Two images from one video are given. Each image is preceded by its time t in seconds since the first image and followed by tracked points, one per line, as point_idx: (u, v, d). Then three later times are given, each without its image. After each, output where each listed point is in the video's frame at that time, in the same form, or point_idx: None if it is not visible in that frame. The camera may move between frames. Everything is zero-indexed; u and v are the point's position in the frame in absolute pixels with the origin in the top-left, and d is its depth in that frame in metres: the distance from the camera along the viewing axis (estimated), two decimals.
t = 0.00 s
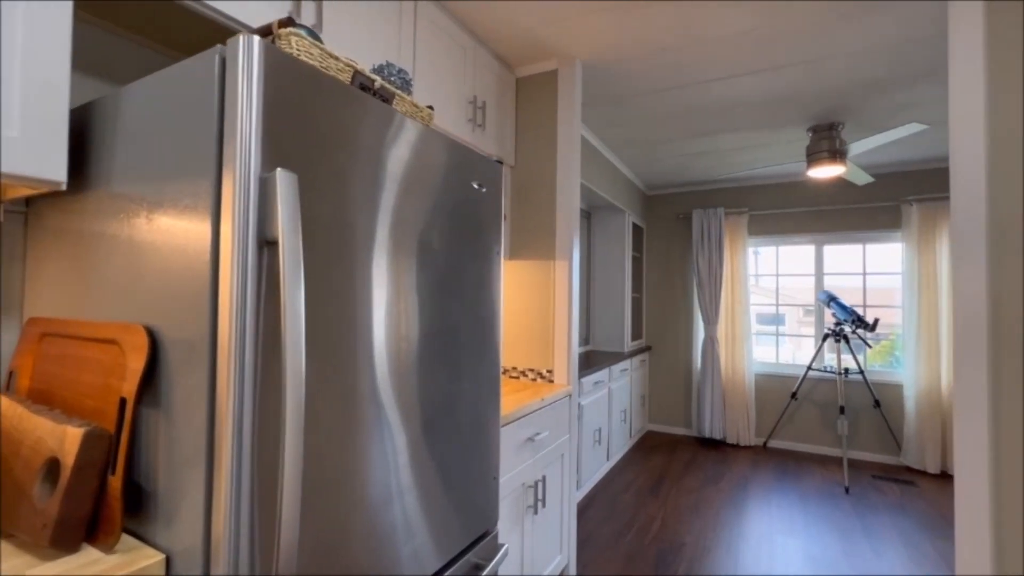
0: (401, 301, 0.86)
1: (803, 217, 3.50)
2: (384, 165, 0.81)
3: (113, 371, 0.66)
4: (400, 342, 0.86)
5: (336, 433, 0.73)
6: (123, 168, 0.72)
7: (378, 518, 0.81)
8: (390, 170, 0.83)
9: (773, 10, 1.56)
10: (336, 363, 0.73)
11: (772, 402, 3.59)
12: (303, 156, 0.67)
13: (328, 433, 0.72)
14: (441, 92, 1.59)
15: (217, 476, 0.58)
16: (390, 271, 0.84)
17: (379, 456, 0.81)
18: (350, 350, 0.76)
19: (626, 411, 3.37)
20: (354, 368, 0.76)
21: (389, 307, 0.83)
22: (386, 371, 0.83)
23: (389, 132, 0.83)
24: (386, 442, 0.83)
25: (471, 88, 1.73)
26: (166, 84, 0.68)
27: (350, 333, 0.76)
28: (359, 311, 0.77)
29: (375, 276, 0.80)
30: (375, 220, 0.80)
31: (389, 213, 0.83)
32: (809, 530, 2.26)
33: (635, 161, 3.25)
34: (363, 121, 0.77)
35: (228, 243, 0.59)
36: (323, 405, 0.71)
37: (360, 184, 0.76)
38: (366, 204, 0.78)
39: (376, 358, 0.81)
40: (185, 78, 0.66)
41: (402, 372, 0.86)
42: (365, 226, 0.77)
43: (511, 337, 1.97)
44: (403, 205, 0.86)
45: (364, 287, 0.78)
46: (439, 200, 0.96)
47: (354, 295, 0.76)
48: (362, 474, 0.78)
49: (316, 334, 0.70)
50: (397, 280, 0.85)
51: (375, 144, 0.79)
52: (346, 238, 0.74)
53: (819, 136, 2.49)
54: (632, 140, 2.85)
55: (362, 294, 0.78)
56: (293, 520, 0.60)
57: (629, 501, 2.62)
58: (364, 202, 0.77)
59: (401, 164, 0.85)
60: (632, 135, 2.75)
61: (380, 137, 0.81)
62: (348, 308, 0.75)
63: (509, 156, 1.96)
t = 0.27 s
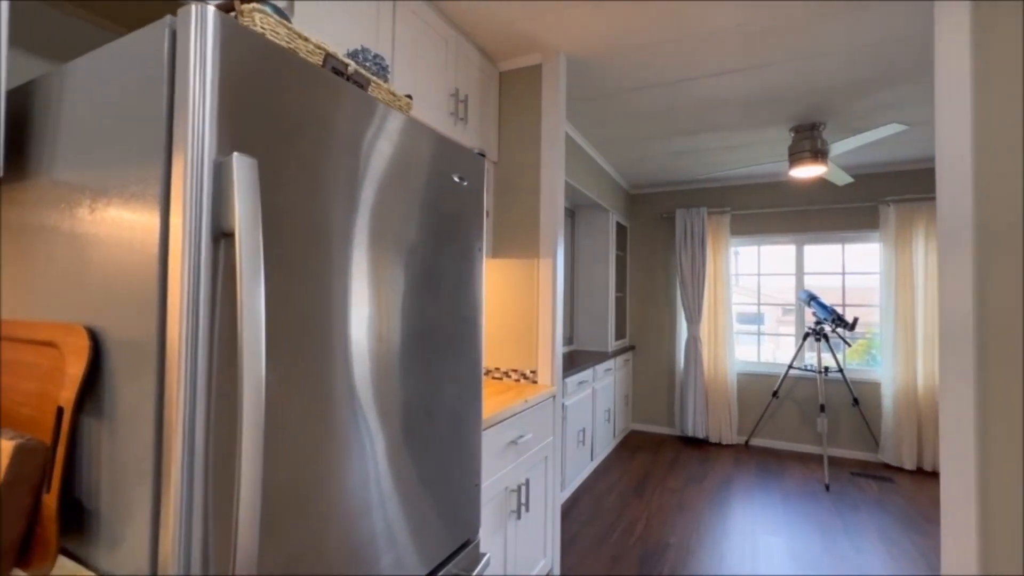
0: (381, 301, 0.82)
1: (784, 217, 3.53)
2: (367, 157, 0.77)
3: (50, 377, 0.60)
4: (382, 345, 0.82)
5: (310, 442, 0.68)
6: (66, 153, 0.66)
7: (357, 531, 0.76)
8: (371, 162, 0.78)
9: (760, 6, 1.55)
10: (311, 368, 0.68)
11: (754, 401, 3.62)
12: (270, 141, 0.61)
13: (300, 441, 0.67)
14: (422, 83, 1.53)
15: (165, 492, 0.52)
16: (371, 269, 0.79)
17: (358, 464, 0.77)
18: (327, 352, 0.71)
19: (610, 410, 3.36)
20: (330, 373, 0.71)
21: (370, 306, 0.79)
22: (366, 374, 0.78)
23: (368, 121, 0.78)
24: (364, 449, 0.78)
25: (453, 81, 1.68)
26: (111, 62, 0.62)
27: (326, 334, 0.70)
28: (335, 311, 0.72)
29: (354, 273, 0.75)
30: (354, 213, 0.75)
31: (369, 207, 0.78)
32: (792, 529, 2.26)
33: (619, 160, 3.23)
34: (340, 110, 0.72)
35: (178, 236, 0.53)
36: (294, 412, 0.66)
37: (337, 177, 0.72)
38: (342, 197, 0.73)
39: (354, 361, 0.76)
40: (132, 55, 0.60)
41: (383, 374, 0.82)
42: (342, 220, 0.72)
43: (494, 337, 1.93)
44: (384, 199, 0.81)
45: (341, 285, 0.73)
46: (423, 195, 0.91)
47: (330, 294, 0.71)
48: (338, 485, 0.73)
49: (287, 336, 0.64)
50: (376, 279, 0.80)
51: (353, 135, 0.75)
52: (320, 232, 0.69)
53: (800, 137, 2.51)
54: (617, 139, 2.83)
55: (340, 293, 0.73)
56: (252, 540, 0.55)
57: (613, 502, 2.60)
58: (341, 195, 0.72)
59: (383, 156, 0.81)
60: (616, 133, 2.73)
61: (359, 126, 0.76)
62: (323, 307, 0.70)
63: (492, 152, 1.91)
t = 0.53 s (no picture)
0: (360, 301, 0.76)
1: (767, 217, 3.55)
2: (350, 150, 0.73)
3: None
4: (365, 346, 0.77)
5: (282, 455, 0.62)
6: None
7: (333, 552, 0.70)
8: (349, 152, 0.73)
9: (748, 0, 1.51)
10: (280, 375, 0.62)
11: (736, 400, 3.64)
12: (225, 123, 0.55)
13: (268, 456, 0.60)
14: (399, 73, 1.47)
15: (88, 521, 0.45)
16: (349, 266, 0.73)
17: (339, 476, 0.71)
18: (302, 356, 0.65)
19: (594, 411, 3.32)
20: (301, 379, 0.65)
21: (352, 304, 0.74)
22: (348, 378, 0.73)
23: (344, 107, 0.72)
24: (345, 459, 0.72)
25: (432, 72, 1.62)
26: (32, 28, 0.54)
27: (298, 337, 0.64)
28: (306, 312, 0.66)
29: (330, 271, 0.70)
30: (330, 206, 0.69)
31: (348, 200, 0.72)
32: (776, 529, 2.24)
33: (603, 158, 3.20)
34: (311, 94, 0.67)
35: (106, 226, 0.46)
36: (260, 425, 0.59)
37: (307, 167, 0.65)
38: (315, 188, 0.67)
39: (333, 364, 0.70)
40: (57, 20, 0.52)
41: (366, 378, 0.77)
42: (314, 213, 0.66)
43: (476, 338, 1.87)
44: (363, 191, 0.76)
45: (315, 283, 0.67)
46: (407, 190, 0.87)
47: (300, 293, 0.65)
48: (315, 501, 0.67)
49: (248, 340, 0.58)
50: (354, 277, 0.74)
51: (332, 123, 0.70)
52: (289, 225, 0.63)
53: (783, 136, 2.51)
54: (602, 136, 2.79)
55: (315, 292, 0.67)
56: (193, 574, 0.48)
57: (597, 505, 2.56)
58: (313, 185, 0.66)
59: (364, 147, 0.75)
60: (601, 130, 2.69)
61: (332, 112, 0.70)
62: (291, 308, 0.63)
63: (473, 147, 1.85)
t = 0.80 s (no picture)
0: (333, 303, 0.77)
1: (750, 216, 3.55)
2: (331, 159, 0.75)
3: None
4: (343, 348, 0.79)
5: (253, 457, 0.62)
6: None
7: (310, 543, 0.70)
8: (326, 159, 0.74)
9: None
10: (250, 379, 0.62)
11: (720, 400, 3.63)
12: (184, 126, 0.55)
13: (236, 460, 0.60)
14: (372, 60, 1.39)
15: None
16: (330, 259, 0.76)
17: (318, 476, 0.72)
18: (277, 358, 0.66)
19: (578, 412, 3.27)
20: (273, 382, 0.66)
21: (332, 306, 0.76)
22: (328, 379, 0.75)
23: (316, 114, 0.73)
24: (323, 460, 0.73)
25: (410, 60, 1.55)
26: None
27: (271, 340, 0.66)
28: (275, 315, 0.66)
29: (306, 275, 0.71)
30: (301, 200, 0.70)
31: (325, 195, 0.74)
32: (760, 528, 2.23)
33: (588, 156, 3.16)
34: (280, 100, 0.67)
35: None
36: (226, 429, 0.59)
37: (267, 155, 0.65)
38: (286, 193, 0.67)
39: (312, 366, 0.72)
40: None
41: (348, 379, 0.79)
42: (285, 217, 0.67)
43: (456, 339, 1.79)
44: (341, 198, 0.77)
45: (286, 287, 0.68)
46: (387, 196, 0.88)
47: (271, 297, 0.66)
48: (291, 502, 0.68)
49: (209, 345, 0.57)
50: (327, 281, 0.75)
51: (310, 132, 0.72)
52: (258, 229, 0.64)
53: (768, 134, 2.47)
54: (586, 133, 2.75)
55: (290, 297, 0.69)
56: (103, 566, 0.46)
57: (581, 509, 2.51)
58: (283, 190, 0.67)
59: (340, 154, 0.77)
60: (586, 127, 2.64)
61: (303, 117, 0.71)
62: (260, 312, 0.64)
63: (453, 140, 1.78)
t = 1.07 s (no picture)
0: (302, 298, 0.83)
1: (736, 215, 3.55)
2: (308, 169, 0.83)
3: None
4: (319, 338, 0.87)
5: (226, 436, 0.68)
6: None
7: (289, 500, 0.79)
8: (299, 166, 0.81)
9: None
10: (223, 365, 0.68)
11: (706, 399, 3.62)
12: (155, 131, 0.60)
13: (206, 438, 0.65)
14: (346, 46, 1.33)
15: None
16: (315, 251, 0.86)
17: (291, 452, 0.80)
18: (253, 346, 0.73)
19: (563, 413, 3.23)
20: (255, 352, 0.74)
21: (316, 291, 0.86)
22: (305, 366, 0.84)
23: (286, 125, 0.79)
24: (297, 438, 0.82)
25: (388, 48, 1.48)
26: None
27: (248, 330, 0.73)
28: (247, 307, 0.73)
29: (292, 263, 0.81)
30: (281, 193, 0.78)
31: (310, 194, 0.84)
32: (746, 530, 2.21)
33: (573, 153, 3.12)
34: (253, 112, 0.73)
35: None
36: (202, 400, 0.65)
37: (233, 134, 0.70)
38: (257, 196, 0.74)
39: (288, 354, 0.80)
40: None
41: (327, 357, 0.89)
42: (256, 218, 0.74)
43: (437, 341, 1.73)
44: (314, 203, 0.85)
45: (258, 281, 0.74)
46: (358, 202, 0.96)
47: (243, 290, 0.72)
48: (264, 471, 0.75)
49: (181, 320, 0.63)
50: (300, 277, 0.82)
51: (279, 139, 0.78)
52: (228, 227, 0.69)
53: (755, 132, 2.46)
54: (572, 129, 2.70)
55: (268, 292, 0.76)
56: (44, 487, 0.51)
57: (567, 513, 2.46)
58: (254, 193, 0.73)
59: (311, 162, 0.84)
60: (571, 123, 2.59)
61: (273, 127, 0.77)
62: (232, 304, 0.70)
63: (434, 133, 1.71)
